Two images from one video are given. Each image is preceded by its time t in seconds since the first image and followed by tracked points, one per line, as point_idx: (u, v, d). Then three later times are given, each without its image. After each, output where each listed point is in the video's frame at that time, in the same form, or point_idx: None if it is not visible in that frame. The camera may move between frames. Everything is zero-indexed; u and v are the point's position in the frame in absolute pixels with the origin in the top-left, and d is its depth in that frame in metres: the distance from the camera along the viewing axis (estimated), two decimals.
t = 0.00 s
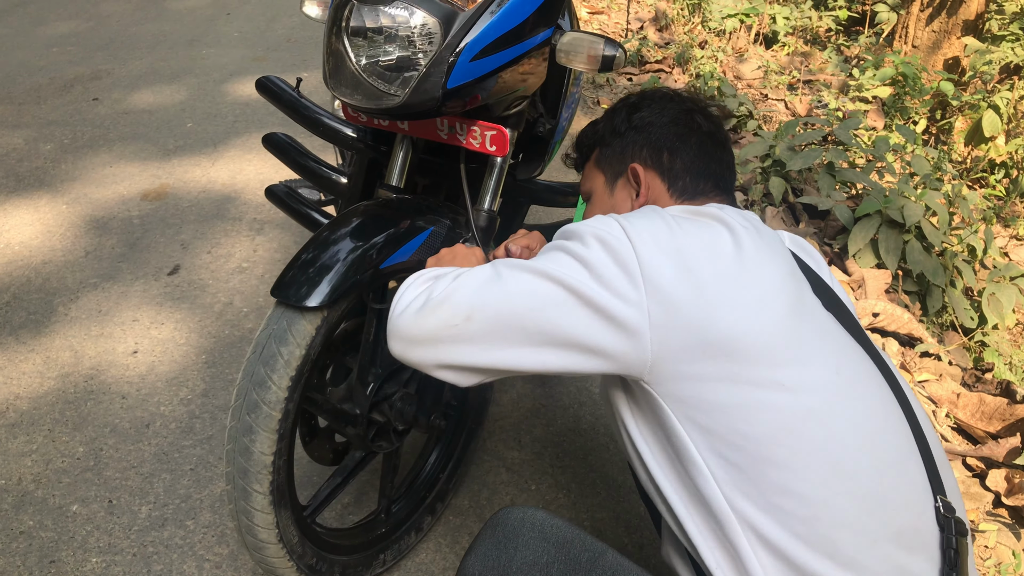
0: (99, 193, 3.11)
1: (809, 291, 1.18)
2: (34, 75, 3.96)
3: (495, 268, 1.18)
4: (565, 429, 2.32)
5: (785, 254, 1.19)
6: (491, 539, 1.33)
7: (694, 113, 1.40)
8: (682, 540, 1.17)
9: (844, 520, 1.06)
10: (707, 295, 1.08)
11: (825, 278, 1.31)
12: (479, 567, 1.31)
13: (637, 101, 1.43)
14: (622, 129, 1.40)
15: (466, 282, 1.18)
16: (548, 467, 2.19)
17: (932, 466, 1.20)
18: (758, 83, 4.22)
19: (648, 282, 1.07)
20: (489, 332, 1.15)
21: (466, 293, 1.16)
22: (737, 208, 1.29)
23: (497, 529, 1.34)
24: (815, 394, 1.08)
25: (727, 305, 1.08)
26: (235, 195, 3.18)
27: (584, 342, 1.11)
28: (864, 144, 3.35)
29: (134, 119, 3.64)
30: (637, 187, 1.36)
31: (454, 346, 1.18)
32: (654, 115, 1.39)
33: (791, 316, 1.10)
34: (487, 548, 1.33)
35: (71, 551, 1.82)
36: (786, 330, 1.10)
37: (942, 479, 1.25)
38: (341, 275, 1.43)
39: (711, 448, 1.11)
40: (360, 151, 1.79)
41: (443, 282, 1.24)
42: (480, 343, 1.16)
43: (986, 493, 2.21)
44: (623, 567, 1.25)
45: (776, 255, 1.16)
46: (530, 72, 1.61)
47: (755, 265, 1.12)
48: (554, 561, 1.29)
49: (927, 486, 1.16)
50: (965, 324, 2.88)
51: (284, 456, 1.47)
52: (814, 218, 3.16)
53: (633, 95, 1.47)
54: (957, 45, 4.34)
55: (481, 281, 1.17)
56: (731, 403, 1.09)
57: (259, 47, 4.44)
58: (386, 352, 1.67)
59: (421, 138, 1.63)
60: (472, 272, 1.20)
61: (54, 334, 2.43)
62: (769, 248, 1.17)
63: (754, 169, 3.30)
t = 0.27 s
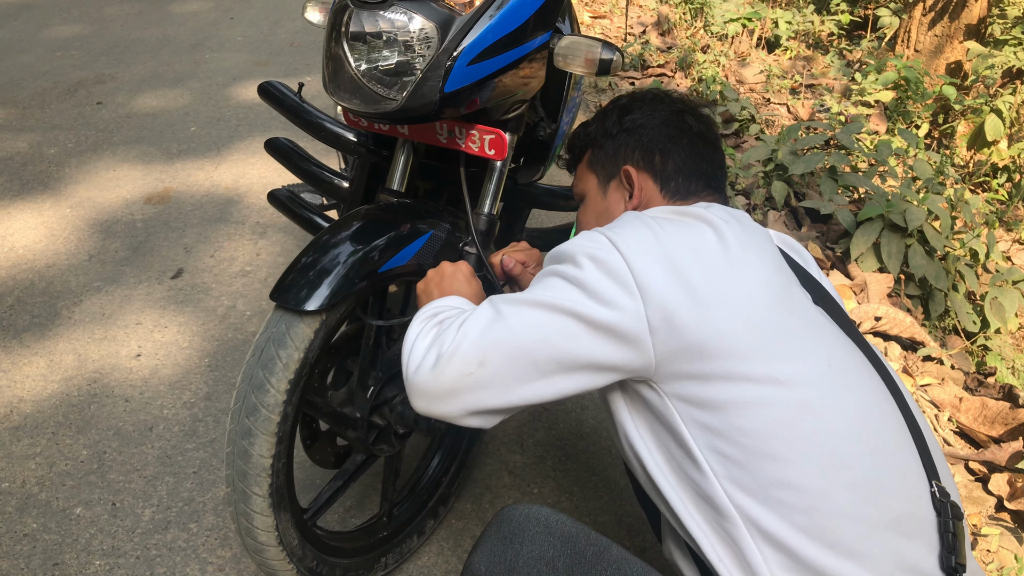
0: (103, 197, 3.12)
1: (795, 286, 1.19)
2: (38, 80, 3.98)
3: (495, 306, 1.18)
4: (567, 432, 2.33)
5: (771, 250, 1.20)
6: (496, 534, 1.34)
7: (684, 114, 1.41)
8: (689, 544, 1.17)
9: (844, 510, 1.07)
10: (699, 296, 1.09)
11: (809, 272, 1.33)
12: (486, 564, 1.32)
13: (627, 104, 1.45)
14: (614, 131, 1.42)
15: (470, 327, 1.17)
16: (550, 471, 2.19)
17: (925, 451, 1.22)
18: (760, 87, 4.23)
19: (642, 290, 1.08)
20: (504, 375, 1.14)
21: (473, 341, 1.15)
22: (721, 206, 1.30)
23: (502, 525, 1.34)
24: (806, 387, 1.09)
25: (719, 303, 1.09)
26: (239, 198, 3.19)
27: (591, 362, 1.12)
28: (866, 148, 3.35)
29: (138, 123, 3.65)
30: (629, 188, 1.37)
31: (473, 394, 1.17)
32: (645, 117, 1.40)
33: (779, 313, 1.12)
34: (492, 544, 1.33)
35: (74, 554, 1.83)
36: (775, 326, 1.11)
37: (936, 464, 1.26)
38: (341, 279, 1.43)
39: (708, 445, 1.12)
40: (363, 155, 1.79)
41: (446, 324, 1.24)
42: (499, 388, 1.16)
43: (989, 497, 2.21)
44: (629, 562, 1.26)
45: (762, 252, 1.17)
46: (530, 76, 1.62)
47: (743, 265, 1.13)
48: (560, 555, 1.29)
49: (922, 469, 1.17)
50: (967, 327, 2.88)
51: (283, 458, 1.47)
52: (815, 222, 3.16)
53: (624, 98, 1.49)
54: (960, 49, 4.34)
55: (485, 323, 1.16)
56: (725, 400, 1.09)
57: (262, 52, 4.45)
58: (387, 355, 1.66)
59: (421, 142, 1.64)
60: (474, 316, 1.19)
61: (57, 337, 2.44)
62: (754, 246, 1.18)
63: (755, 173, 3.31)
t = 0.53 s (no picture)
0: (105, 198, 3.13)
1: (811, 290, 1.19)
2: (40, 81, 3.98)
3: (513, 305, 1.18)
4: (568, 434, 2.33)
5: (788, 253, 1.20)
6: (495, 533, 1.35)
7: (704, 114, 1.41)
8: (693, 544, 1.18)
9: (850, 517, 1.06)
10: (714, 297, 1.09)
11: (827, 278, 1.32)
12: (484, 562, 1.33)
13: (647, 104, 1.45)
14: (633, 131, 1.41)
15: (488, 326, 1.17)
16: (551, 472, 2.19)
17: (934, 459, 1.22)
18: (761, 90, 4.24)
19: (658, 290, 1.08)
20: (521, 375, 1.15)
21: (490, 339, 1.15)
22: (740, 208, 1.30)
23: (501, 523, 1.36)
24: (818, 392, 1.09)
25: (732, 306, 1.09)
26: (240, 199, 3.19)
27: (607, 363, 1.12)
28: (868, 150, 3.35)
29: (140, 124, 3.66)
30: (649, 188, 1.37)
31: (489, 394, 1.17)
32: (665, 116, 1.40)
33: (795, 318, 1.12)
34: (491, 542, 1.34)
35: (76, 554, 1.83)
36: (789, 329, 1.11)
37: (944, 475, 1.26)
38: (344, 279, 1.44)
39: (716, 446, 1.12)
40: (365, 157, 1.80)
41: (464, 322, 1.24)
42: (515, 389, 1.16)
43: (990, 499, 2.22)
44: (626, 563, 1.26)
45: (778, 254, 1.17)
46: (533, 78, 1.63)
47: (759, 269, 1.13)
48: (557, 554, 1.30)
49: (931, 481, 1.16)
50: (968, 330, 2.87)
51: (285, 459, 1.48)
52: (817, 224, 3.16)
53: (643, 98, 1.49)
54: (961, 52, 4.35)
55: (503, 322, 1.17)
56: (736, 401, 1.09)
57: (264, 53, 4.46)
58: (389, 356, 1.70)
59: (424, 143, 1.64)
60: (492, 314, 1.19)
61: (59, 337, 2.45)
62: (771, 249, 1.18)
63: (757, 175, 3.31)
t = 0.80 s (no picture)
0: (105, 196, 3.13)
1: (808, 286, 1.19)
2: (41, 79, 3.98)
3: (514, 299, 1.18)
4: (567, 433, 2.33)
5: (785, 249, 1.21)
6: (491, 527, 1.36)
7: (693, 115, 1.42)
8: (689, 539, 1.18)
9: (845, 512, 1.07)
10: (712, 292, 1.09)
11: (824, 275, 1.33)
12: (479, 555, 1.34)
13: (636, 108, 1.45)
14: (624, 135, 1.42)
15: (490, 319, 1.17)
16: (549, 471, 2.19)
17: (930, 457, 1.21)
18: (761, 90, 4.24)
19: (656, 285, 1.09)
20: (523, 368, 1.15)
21: (492, 333, 1.15)
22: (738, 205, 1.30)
23: (497, 517, 1.36)
24: (814, 387, 1.09)
25: (730, 301, 1.10)
26: (240, 198, 3.19)
27: (606, 356, 1.13)
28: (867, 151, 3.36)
29: (140, 123, 3.66)
30: (644, 189, 1.37)
31: (492, 389, 1.17)
32: (654, 119, 1.41)
33: (791, 313, 1.12)
34: (487, 535, 1.35)
35: (75, 552, 1.83)
36: (785, 324, 1.11)
37: (940, 472, 1.26)
38: (342, 278, 1.44)
39: (712, 440, 1.13)
40: (364, 156, 1.80)
41: (466, 316, 1.24)
42: (517, 382, 1.16)
43: (988, 499, 2.22)
44: (619, 556, 1.26)
45: (775, 250, 1.18)
46: (532, 77, 1.63)
47: (757, 264, 1.13)
48: (551, 548, 1.30)
49: (926, 477, 1.17)
50: (967, 331, 2.88)
51: (283, 457, 1.48)
52: (816, 224, 3.16)
53: (631, 102, 1.50)
54: (961, 52, 4.35)
55: (504, 317, 1.17)
56: (732, 396, 1.10)
57: (265, 52, 4.46)
58: (389, 355, 1.70)
59: (423, 142, 1.64)
60: (493, 307, 1.19)
61: (59, 336, 2.45)
62: (769, 244, 1.18)
63: (756, 175, 3.31)
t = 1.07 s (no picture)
0: (103, 194, 3.12)
1: (819, 288, 1.19)
2: (38, 77, 3.97)
3: (521, 281, 1.18)
4: (565, 432, 2.33)
5: (798, 250, 1.20)
6: (489, 524, 1.36)
7: (708, 110, 1.41)
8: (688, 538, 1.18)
9: (845, 515, 1.07)
10: (722, 289, 1.09)
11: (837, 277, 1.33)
12: (478, 552, 1.35)
13: (652, 103, 1.45)
14: (640, 130, 1.41)
15: (494, 298, 1.17)
16: (548, 470, 2.20)
17: (936, 464, 1.21)
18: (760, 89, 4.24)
19: (665, 279, 1.09)
20: (523, 350, 1.15)
21: (496, 312, 1.16)
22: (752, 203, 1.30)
23: (496, 514, 1.37)
24: (822, 389, 1.10)
25: (739, 300, 1.10)
26: (238, 196, 3.19)
27: (610, 349, 1.13)
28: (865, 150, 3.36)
29: (138, 121, 3.65)
30: (660, 183, 1.37)
31: (490, 368, 1.18)
32: (670, 114, 1.40)
33: (800, 314, 1.12)
34: (486, 532, 1.36)
35: (73, 550, 1.83)
36: (796, 325, 1.11)
37: (945, 479, 1.25)
38: (343, 277, 1.44)
39: (716, 437, 1.13)
40: (364, 155, 1.80)
41: (471, 293, 1.24)
42: (516, 363, 1.17)
43: (985, 499, 2.23)
44: (618, 554, 1.27)
45: (788, 251, 1.18)
46: (532, 77, 1.63)
47: (767, 264, 1.13)
48: (550, 544, 1.31)
49: (930, 483, 1.17)
50: (965, 330, 2.89)
51: (285, 456, 1.48)
52: (814, 223, 3.17)
53: (646, 98, 1.49)
54: (959, 52, 4.36)
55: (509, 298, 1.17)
56: (739, 394, 1.10)
57: (263, 51, 4.45)
58: (389, 353, 1.69)
59: (423, 141, 1.64)
60: (499, 286, 1.19)
61: (57, 334, 2.45)
62: (781, 244, 1.18)
63: (755, 175, 3.31)
